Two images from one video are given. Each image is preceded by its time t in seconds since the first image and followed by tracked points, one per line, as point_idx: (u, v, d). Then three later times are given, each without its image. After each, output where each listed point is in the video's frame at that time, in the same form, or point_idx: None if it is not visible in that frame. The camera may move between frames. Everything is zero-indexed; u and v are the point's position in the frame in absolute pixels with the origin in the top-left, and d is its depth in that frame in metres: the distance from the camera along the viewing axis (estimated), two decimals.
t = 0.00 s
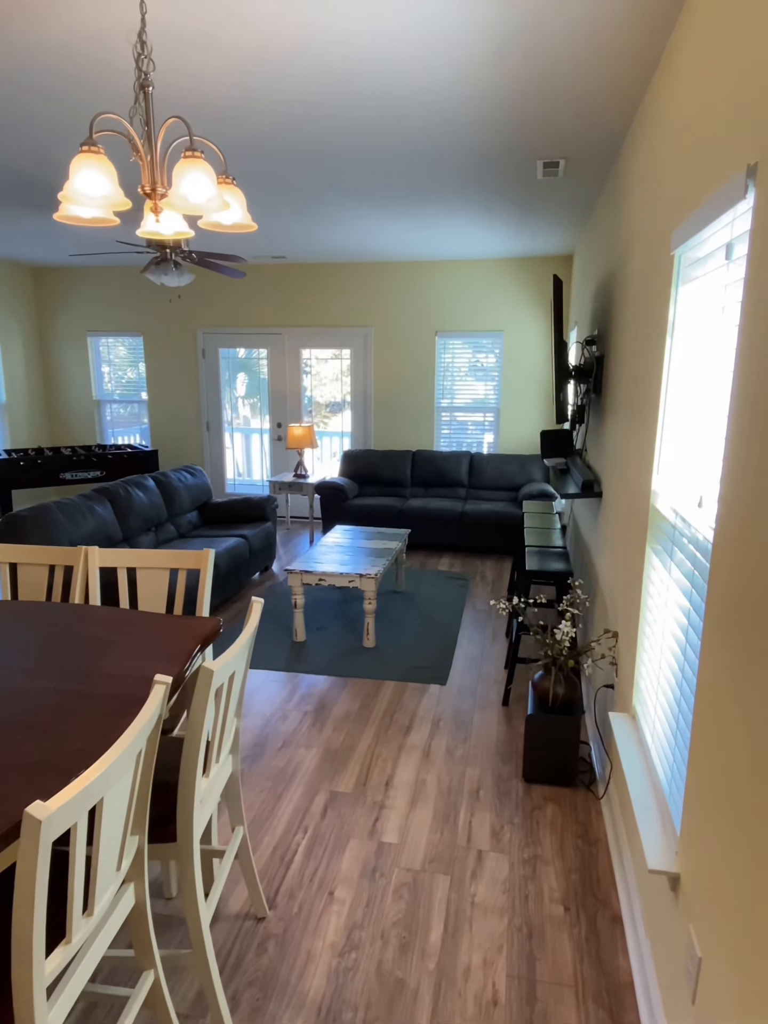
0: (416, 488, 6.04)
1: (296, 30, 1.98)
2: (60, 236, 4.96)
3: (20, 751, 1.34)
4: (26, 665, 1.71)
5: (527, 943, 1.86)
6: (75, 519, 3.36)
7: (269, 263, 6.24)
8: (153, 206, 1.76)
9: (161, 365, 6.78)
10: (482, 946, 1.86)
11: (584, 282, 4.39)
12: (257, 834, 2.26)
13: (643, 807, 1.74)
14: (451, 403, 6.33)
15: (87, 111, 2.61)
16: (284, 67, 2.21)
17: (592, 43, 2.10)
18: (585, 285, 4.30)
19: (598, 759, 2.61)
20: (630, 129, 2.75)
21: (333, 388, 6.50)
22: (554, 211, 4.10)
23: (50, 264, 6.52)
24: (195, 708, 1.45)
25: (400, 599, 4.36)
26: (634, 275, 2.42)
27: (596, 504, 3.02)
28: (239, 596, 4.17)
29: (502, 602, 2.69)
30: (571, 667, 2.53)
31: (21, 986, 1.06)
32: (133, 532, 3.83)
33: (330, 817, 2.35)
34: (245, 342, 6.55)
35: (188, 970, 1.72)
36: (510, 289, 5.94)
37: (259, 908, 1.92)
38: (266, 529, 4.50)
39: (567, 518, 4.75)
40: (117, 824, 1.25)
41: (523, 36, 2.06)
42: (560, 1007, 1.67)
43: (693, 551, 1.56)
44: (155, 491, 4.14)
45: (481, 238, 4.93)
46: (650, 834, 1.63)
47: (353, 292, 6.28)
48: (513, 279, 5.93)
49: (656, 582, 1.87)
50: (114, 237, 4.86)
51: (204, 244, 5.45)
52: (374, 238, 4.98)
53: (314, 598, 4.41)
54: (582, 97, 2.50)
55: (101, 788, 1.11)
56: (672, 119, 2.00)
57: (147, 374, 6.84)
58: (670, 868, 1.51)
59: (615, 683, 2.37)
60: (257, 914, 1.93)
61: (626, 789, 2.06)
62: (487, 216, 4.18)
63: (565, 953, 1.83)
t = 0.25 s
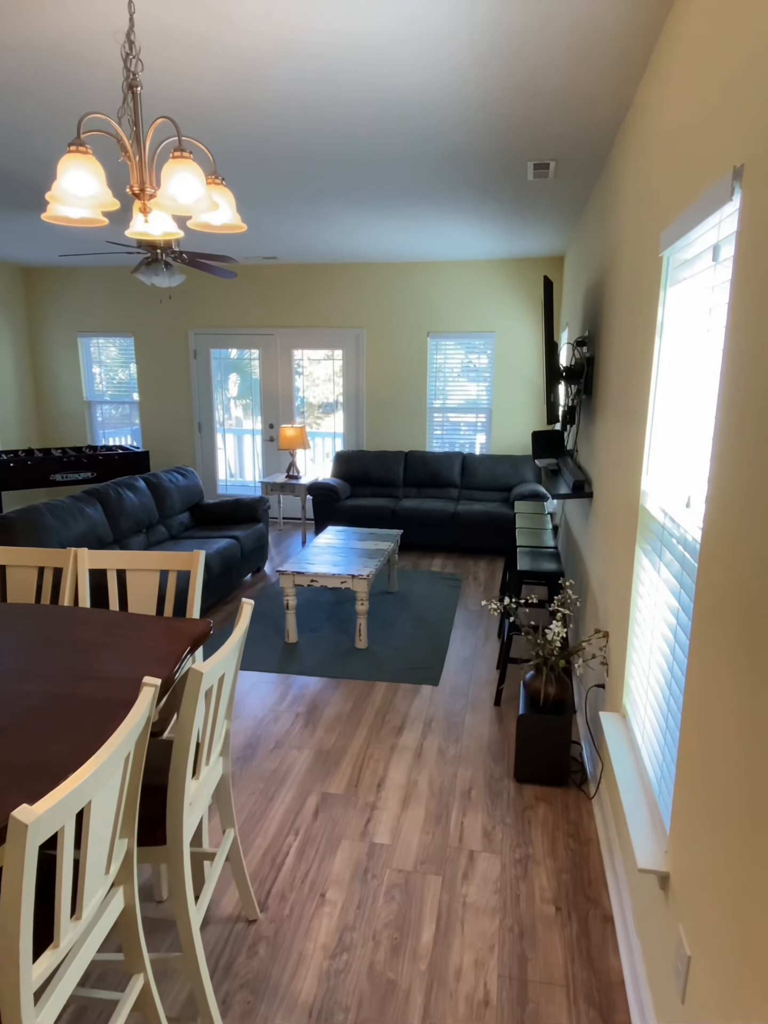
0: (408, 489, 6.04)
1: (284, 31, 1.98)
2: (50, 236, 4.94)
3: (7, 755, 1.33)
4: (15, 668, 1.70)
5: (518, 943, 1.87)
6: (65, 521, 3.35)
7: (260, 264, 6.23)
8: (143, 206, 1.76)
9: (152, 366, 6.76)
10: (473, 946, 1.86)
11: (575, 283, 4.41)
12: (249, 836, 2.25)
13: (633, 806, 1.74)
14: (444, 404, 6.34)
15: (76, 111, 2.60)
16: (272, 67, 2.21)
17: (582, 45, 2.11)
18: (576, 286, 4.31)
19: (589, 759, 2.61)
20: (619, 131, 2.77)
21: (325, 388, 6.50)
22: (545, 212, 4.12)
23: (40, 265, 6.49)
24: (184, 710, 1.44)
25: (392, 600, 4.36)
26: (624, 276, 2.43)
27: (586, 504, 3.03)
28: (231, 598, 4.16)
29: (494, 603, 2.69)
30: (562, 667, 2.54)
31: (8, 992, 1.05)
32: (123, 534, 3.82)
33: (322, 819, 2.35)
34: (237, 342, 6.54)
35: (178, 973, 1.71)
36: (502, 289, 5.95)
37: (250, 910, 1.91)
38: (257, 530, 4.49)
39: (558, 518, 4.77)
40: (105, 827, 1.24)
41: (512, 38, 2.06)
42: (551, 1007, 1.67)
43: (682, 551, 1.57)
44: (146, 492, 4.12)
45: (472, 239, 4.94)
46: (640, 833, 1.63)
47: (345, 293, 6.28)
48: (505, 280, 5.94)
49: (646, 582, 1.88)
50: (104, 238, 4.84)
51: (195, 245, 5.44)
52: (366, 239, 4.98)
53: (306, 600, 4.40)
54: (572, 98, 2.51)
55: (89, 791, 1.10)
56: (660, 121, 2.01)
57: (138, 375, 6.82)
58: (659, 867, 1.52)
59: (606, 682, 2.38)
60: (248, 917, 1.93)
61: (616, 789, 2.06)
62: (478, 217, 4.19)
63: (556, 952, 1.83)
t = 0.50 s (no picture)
0: (404, 489, 6.05)
1: (277, 32, 1.99)
2: (44, 236, 4.93)
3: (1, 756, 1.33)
4: (8, 669, 1.69)
5: (513, 943, 1.87)
6: (59, 522, 3.34)
7: (255, 265, 6.23)
8: (136, 206, 1.75)
9: (148, 366, 6.74)
10: (469, 946, 1.86)
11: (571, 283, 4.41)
12: (244, 838, 2.25)
13: (627, 806, 1.74)
14: (439, 405, 6.34)
15: (69, 112, 2.60)
16: (266, 68, 2.21)
17: (576, 46, 2.12)
18: (571, 287, 4.32)
19: (585, 759, 2.61)
20: (614, 132, 2.77)
21: (321, 389, 6.50)
22: (540, 213, 4.12)
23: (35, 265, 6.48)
24: (178, 712, 1.44)
25: (388, 601, 4.36)
26: (618, 277, 2.43)
27: (582, 504, 3.03)
28: (227, 599, 4.16)
29: (489, 603, 2.70)
30: (557, 667, 2.54)
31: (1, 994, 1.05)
32: (118, 534, 3.81)
33: (317, 820, 2.35)
34: (232, 343, 6.54)
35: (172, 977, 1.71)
36: (498, 290, 5.96)
37: (245, 912, 1.91)
38: (253, 531, 4.49)
39: (554, 518, 4.78)
40: (99, 830, 1.24)
41: (506, 39, 2.07)
42: (547, 1007, 1.68)
43: (675, 551, 1.57)
44: (141, 493, 4.12)
45: (468, 240, 4.95)
46: (634, 834, 1.63)
47: (341, 294, 6.28)
48: (501, 281, 5.95)
49: (640, 583, 1.88)
50: (99, 238, 4.83)
51: (190, 245, 5.43)
52: (361, 240, 4.98)
53: (301, 601, 4.40)
54: (567, 100, 2.52)
55: (82, 792, 1.10)
56: (654, 122, 2.02)
57: (134, 376, 6.80)
58: (653, 867, 1.52)
59: (600, 683, 2.38)
60: (243, 919, 1.92)
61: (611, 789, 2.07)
62: (473, 217, 4.20)
63: (552, 953, 1.83)
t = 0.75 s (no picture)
0: (404, 490, 6.05)
1: (277, 33, 1.99)
2: (45, 237, 4.94)
3: None
4: (7, 670, 1.70)
5: (513, 944, 1.87)
6: (59, 523, 3.34)
7: (256, 266, 6.23)
8: (135, 207, 1.75)
9: (148, 367, 6.75)
10: (468, 947, 1.86)
11: (571, 284, 4.41)
12: (243, 838, 2.25)
13: (627, 808, 1.74)
14: (440, 405, 6.34)
15: (69, 113, 2.60)
16: (266, 69, 2.21)
17: (576, 47, 2.12)
18: (571, 287, 4.32)
19: (584, 760, 2.61)
20: (614, 134, 2.78)
21: (321, 390, 6.50)
22: (540, 214, 4.12)
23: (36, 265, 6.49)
24: (178, 713, 1.44)
25: (388, 601, 4.36)
26: (617, 279, 2.43)
27: (582, 505, 3.03)
28: (227, 599, 4.16)
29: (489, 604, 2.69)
30: (556, 668, 2.54)
31: None
32: (118, 535, 3.81)
33: (317, 821, 2.35)
34: (232, 343, 6.54)
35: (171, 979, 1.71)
36: (498, 291, 5.96)
37: (244, 913, 1.91)
38: (253, 532, 4.49)
39: (554, 519, 4.77)
40: (98, 831, 1.24)
41: (506, 40, 2.07)
42: (546, 1009, 1.67)
43: (675, 552, 1.57)
44: (141, 494, 4.12)
45: (468, 241, 4.95)
46: (634, 835, 1.63)
47: (342, 294, 6.28)
48: (501, 281, 5.95)
49: (639, 585, 1.88)
50: (99, 239, 4.84)
51: (190, 246, 5.43)
52: (361, 240, 4.98)
53: (301, 601, 4.40)
54: (567, 101, 2.52)
55: (81, 793, 1.10)
56: (654, 123, 2.02)
57: (134, 376, 6.81)
58: (653, 869, 1.52)
59: (600, 684, 2.38)
60: (242, 920, 1.92)
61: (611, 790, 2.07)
62: (473, 218, 4.20)
63: (551, 954, 1.83)
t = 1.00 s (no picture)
0: (409, 490, 6.05)
1: (283, 33, 1.99)
2: (52, 238, 4.96)
3: (6, 755, 1.33)
4: (13, 669, 1.70)
5: (517, 945, 1.86)
6: (66, 522, 3.35)
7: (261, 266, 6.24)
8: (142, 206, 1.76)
9: (154, 367, 6.77)
10: (472, 948, 1.85)
11: (577, 284, 4.40)
12: (247, 838, 2.25)
13: (632, 809, 1.74)
14: (445, 406, 6.34)
15: (77, 114, 2.61)
16: (272, 70, 2.21)
17: (582, 47, 2.11)
18: (577, 288, 4.32)
19: (589, 761, 2.61)
20: (620, 133, 2.77)
21: (327, 390, 6.51)
22: (546, 214, 4.11)
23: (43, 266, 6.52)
24: (183, 713, 1.44)
25: (393, 602, 4.37)
26: (623, 278, 2.43)
27: (587, 506, 3.03)
28: (232, 599, 4.17)
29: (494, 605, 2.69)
30: (561, 669, 2.54)
31: (4, 993, 1.05)
32: (124, 535, 3.82)
33: (321, 821, 2.35)
34: (238, 344, 6.56)
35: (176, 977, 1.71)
36: (504, 291, 5.95)
37: (248, 913, 1.91)
38: (259, 531, 4.50)
39: (559, 519, 4.76)
40: (103, 829, 1.24)
41: (512, 40, 2.07)
42: (550, 1011, 1.67)
43: (681, 553, 1.57)
44: (147, 493, 4.13)
45: (474, 241, 4.94)
46: (638, 836, 1.63)
47: (347, 295, 6.28)
48: (506, 282, 5.94)
49: (645, 585, 1.88)
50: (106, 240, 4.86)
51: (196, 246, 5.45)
52: (367, 241, 4.98)
53: (306, 601, 4.41)
54: (573, 101, 2.51)
55: (87, 792, 1.10)
56: (660, 123, 2.01)
57: (140, 376, 6.83)
58: (658, 870, 1.51)
59: (605, 685, 2.37)
60: (246, 919, 1.93)
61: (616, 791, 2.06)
62: (479, 218, 4.20)
63: (555, 955, 1.83)
